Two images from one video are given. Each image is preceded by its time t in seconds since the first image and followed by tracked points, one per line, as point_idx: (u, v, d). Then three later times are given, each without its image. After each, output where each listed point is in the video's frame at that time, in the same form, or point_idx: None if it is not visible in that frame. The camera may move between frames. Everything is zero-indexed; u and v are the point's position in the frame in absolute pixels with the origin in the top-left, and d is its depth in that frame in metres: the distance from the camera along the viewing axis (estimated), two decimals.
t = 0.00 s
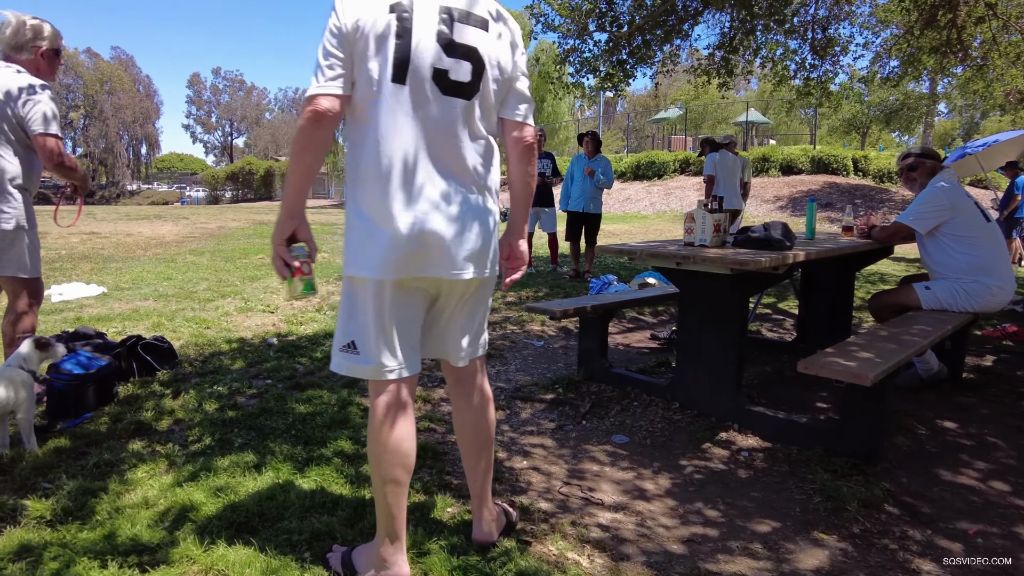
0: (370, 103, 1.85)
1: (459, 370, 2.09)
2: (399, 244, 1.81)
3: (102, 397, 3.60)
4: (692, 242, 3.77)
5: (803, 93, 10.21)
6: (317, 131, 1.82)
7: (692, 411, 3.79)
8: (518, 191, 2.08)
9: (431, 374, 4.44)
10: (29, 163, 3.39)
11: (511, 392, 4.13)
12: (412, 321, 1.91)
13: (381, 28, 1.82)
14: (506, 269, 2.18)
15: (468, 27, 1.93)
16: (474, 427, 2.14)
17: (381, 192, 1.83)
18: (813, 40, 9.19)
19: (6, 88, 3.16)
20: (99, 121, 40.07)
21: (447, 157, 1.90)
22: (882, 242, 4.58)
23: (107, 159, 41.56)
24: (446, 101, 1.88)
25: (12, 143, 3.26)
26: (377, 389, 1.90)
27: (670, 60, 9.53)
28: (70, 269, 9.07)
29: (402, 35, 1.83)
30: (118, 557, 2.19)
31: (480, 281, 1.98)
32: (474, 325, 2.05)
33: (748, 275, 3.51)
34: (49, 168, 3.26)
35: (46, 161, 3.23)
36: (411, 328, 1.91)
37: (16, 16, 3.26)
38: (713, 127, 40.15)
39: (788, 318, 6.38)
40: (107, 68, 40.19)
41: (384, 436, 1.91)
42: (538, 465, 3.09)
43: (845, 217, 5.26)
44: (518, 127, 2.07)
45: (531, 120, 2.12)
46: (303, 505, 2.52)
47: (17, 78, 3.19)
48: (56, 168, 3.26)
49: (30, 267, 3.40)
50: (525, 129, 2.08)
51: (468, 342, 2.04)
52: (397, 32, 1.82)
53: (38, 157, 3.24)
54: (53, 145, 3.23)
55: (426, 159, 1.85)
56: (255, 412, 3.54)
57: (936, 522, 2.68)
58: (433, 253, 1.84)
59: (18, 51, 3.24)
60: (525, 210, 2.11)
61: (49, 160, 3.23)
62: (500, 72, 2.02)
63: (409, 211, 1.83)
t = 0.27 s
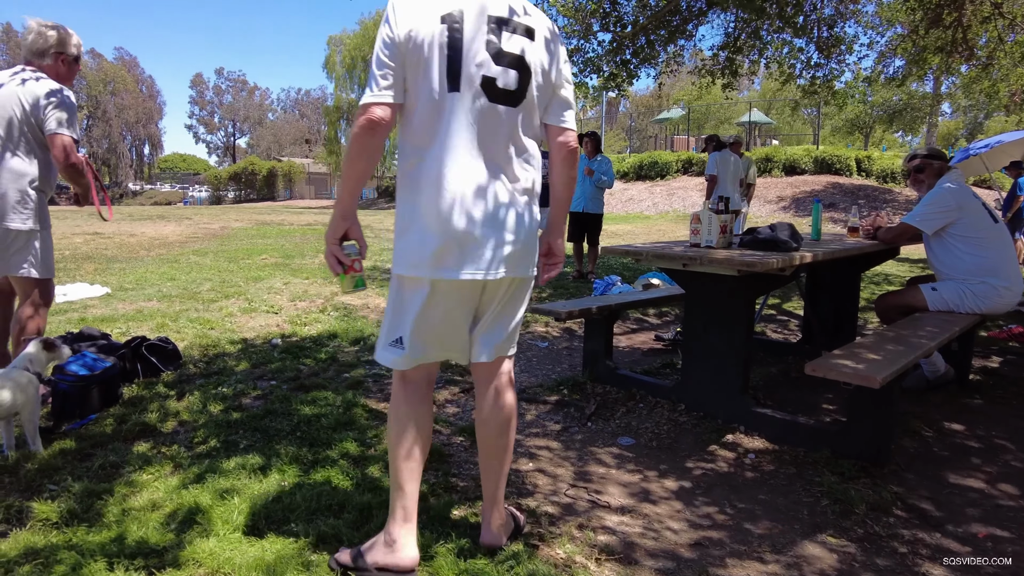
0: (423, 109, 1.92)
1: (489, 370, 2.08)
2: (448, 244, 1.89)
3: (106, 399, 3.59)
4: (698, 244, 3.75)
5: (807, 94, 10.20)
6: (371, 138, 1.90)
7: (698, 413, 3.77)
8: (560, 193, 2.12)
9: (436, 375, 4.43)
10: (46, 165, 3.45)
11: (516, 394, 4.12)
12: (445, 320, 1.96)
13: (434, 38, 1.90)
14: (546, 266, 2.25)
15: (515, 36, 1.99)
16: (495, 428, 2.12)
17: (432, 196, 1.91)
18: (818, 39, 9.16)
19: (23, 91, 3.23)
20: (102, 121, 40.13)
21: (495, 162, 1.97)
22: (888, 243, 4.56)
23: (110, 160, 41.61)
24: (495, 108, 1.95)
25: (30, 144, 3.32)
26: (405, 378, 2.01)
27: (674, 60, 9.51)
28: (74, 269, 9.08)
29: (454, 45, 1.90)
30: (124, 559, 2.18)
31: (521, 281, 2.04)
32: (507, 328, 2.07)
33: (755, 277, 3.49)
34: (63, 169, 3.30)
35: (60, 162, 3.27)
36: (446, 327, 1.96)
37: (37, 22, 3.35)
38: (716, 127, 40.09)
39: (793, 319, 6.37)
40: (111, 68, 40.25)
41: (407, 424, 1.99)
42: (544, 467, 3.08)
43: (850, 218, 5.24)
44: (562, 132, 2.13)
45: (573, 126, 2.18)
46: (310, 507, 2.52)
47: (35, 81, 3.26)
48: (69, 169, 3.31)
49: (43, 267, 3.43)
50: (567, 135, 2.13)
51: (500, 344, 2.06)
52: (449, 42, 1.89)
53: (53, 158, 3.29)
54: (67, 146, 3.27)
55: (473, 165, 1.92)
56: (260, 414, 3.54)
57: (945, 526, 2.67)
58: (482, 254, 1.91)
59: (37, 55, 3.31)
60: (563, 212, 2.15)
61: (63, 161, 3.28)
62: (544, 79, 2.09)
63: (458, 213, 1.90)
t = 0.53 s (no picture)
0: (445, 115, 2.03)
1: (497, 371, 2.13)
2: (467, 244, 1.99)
3: (111, 400, 3.60)
4: (701, 246, 3.75)
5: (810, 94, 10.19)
6: (397, 144, 2.03)
7: (701, 415, 3.77)
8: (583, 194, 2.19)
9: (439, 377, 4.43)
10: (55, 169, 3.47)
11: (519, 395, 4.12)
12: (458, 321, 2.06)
13: (456, 46, 2.00)
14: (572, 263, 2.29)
15: (536, 42, 2.08)
16: (500, 431, 2.15)
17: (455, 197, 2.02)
18: (822, 39, 9.14)
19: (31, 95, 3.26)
20: (105, 121, 40.19)
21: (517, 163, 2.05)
22: (891, 246, 4.56)
23: (113, 160, 41.67)
24: (515, 112, 2.04)
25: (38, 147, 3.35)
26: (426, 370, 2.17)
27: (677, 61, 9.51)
28: (77, 270, 9.10)
29: (476, 52, 2.00)
30: (129, 561, 2.19)
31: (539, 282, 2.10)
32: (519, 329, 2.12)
33: (758, 280, 3.49)
34: (68, 171, 3.31)
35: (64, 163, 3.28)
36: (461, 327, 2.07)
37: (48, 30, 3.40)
38: (719, 127, 40.04)
39: (796, 321, 6.36)
40: (114, 69, 40.31)
41: (422, 415, 2.16)
42: (547, 470, 3.08)
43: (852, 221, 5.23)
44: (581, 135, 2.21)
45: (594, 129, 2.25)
46: (314, 509, 2.52)
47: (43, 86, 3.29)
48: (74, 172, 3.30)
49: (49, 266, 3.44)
50: (587, 138, 2.22)
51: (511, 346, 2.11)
52: (472, 49, 2.00)
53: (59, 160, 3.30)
54: (71, 148, 3.27)
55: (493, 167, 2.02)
56: (263, 415, 3.54)
57: (949, 529, 2.66)
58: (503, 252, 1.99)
59: (46, 61, 3.36)
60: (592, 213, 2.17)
61: (68, 163, 3.28)
62: (565, 84, 2.17)
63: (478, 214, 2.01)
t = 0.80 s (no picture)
0: (451, 116, 2.09)
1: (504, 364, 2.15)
2: (470, 239, 2.01)
3: (118, 397, 3.62)
4: (705, 244, 3.77)
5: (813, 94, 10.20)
6: (404, 144, 2.10)
7: (705, 413, 3.79)
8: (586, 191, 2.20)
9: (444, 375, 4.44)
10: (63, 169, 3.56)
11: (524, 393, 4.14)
12: (466, 312, 2.09)
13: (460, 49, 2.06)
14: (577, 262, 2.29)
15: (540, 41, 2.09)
16: (507, 427, 2.17)
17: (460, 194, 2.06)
18: (825, 38, 9.15)
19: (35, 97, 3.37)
20: (107, 121, 40.24)
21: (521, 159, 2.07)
22: (895, 244, 4.57)
23: (114, 160, 41.72)
24: (518, 110, 2.06)
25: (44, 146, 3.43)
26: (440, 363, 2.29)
27: (680, 61, 9.52)
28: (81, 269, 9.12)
29: (481, 53, 2.05)
30: (140, 556, 2.21)
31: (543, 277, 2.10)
32: (529, 322, 2.13)
33: (763, 278, 3.50)
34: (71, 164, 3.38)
35: (66, 156, 3.35)
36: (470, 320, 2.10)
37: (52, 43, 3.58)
38: (720, 127, 40.04)
39: (799, 320, 6.37)
40: (115, 69, 40.35)
41: (434, 401, 2.32)
42: (552, 466, 3.10)
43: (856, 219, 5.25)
44: (585, 133, 2.21)
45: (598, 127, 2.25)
46: (322, 505, 2.54)
47: (45, 88, 3.40)
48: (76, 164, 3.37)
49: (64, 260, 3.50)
50: (592, 136, 2.22)
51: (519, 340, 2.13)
52: (476, 51, 2.04)
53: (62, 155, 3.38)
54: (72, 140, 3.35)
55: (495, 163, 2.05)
56: (269, 413, 3.56)
57: (954, 525, 2.67)
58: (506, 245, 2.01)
59: (50, 68, 3.51)
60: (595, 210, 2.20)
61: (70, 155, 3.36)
62: (570, 83, 2.17)
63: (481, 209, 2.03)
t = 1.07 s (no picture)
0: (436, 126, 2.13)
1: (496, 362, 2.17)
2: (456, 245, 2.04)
3: (122, 398, 3.64)
4: (706, 246, 3.78)
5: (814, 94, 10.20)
6: (394, 152, 2.15)
7: (706, 415, 3.79)
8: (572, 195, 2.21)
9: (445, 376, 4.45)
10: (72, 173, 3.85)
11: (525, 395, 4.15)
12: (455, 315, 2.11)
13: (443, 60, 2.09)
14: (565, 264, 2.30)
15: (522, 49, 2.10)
16: (507, 427, 2.17)
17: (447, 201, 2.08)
18: (826, 39, 9.16)
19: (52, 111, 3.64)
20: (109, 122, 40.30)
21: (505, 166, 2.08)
22: (896, 246, 4.57)
23: (116, 160, 41.77)
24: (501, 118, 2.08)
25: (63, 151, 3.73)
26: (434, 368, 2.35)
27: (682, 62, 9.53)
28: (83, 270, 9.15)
29: (463, 64, 2.07)
30: (143, 557, 2.22)
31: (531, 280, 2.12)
32: (516, 319, 2.14)
33: (764, 279, 3.51)
34: (93, 171, 3.72)
35: (89, 163, 3.69)
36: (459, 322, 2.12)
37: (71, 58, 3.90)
38: (721, 127, 40.03)
39: (800, 321, 6.38)
40: (117, 69, 40.38)
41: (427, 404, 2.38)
42: (554, 468, 3.11)
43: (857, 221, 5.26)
44: (569, 138, 2.23)
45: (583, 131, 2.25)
46: (323, 507, 2.55)
47: (70, 99, 3.71)
48: (98, 171, 3.72)
49: (77, 257, 3.78)
50: (576, 140, 2.23)
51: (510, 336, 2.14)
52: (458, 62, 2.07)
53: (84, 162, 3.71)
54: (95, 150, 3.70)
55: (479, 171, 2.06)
56: (272, 414, 3.57)
57: (954, 527, 2.68)
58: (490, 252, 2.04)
59: (69, 80, 3.81)
60: (582, 214, 2.20)
61: (92, 163, 3.70)
62: (554, 89, 2.18)
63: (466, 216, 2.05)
